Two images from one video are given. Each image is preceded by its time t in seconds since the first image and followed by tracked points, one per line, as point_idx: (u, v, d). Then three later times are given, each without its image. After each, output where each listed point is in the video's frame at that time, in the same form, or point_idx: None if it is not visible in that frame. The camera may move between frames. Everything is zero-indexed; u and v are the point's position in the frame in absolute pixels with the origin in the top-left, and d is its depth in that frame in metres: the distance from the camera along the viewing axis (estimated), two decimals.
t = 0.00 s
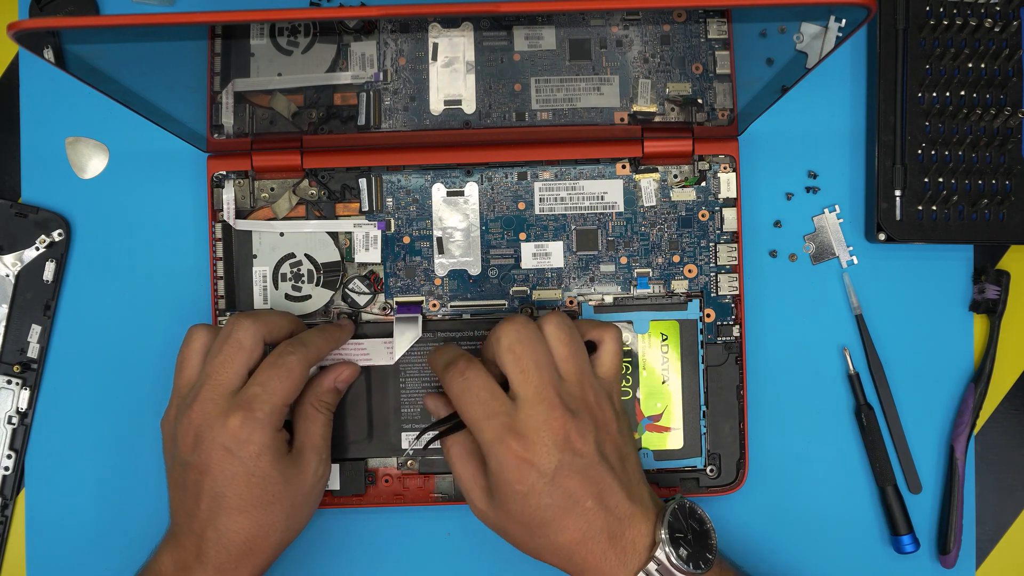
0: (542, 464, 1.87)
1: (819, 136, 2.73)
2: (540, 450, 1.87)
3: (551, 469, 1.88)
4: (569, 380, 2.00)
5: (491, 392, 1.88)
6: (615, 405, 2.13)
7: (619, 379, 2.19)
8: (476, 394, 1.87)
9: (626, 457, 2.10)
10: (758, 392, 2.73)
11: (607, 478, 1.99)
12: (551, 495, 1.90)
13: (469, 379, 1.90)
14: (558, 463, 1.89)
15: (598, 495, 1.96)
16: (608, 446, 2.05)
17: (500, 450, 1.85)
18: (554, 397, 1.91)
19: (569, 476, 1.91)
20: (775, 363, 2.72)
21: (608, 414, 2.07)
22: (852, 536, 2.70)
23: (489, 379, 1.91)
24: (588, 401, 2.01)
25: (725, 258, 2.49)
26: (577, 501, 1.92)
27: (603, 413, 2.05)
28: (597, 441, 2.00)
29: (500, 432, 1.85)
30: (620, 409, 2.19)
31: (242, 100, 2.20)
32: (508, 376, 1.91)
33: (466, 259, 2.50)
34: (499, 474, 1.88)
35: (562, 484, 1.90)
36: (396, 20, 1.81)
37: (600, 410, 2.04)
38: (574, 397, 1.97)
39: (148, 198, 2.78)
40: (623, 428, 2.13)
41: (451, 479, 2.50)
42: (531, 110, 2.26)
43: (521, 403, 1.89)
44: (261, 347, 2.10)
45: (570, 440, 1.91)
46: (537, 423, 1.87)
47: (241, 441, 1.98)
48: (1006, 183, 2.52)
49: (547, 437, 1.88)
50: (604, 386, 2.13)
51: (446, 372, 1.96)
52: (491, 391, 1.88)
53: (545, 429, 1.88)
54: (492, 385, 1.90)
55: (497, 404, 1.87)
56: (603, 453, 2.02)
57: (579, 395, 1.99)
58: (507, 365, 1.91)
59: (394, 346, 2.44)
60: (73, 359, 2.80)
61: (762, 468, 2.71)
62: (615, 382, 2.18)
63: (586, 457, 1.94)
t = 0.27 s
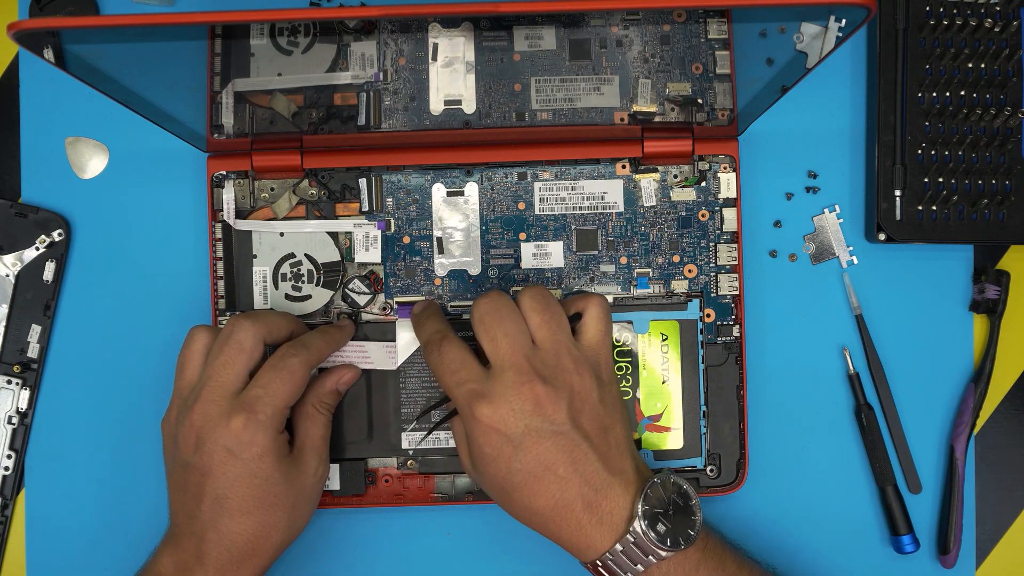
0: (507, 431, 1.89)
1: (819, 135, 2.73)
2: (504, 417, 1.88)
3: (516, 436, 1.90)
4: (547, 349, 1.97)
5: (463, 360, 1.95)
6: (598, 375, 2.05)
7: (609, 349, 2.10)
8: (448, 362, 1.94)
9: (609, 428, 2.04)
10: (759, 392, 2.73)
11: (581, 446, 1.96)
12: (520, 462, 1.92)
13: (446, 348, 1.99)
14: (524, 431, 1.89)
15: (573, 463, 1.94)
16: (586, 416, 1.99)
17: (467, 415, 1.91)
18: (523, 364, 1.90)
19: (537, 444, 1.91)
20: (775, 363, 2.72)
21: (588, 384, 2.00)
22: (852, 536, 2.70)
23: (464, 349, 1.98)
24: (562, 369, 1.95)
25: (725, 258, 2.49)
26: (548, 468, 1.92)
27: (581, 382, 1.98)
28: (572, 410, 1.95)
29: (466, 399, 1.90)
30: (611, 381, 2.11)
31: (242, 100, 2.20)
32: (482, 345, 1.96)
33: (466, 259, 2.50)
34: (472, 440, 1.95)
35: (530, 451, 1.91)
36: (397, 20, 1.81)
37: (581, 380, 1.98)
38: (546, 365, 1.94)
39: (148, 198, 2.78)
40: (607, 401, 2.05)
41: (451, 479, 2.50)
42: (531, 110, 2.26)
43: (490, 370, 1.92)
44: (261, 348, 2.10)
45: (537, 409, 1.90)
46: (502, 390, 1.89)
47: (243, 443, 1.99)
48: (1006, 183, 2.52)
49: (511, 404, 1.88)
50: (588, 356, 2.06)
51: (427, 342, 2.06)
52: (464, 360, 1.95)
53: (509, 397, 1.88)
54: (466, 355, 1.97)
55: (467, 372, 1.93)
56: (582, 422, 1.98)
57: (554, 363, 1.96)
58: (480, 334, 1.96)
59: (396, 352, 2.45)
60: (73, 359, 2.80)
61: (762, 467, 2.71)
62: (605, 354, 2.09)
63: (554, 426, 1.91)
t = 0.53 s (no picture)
0: (496, 443, 1.90)
1: (819, 135, 2.73)
2: (492, 430, 1.89)
3: (505, 447, 1.91)
4: (534, 359, 1.96)
5: (457, 372, 1.97)
6: (590, 383, 2.03)
7: (601, 355, 2.08)
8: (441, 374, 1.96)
9: (601, 436, 2.03)
10: (758, 392, 2.73)
11: (572, 454, 1.97)
12: (510, 471, 1.94)
13: (442, 360, 2.01)
14: (512, 443, 1.90)
15: (563, 470, 1.96)
16: (576, 425, 1.98)
17: (459, 427, 1.93)
18: (509, 377, 1.90)
19: (527, 454, 1.92)
20: (775, 363, 2.72)
21: (578, 393, 1.98)
22: (851, 536, 2.70)
23: (459, 360, 1.99)
24: (551, 380, 1.95)
25: (725, 258, 2.49)
26: (538, 476, 1.94)
27: (570, 392, 1.97)
28: (561, 420, 1.95)
29: (457, 411, 1.92)
30: (606, 387, 2.09)
31: (242, 100, 2.20)
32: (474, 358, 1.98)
33: (467, 259, 2.50)
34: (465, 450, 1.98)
35: (519, 462, 1.93)
36: (396, 20, 1.81)
37: (568, 391, 1.96)
38: (534, 377, 1.94)
39: (148, 198, 2.78)
40: (599, 407, 2.04)
41: (451, 479, 2.50)
42: (531, 110, 2.26)
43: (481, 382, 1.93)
44: (263, 349, 2.10)
45: (525, 421, 1.90)
46: (490, 403, 1.89)
47: (245, 444, 1.99)
48: (1006, 183, 2.52)
49: (499, 417, 1.88)
50: (579, 363, 2.04)
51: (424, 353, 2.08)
52: (457, 371, 1.97)
53: (496, 409, 1.88)
54: (460, 366, 1.98)
55: (460, 383, 1.95)
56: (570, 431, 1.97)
57: (541, 374, 1.95)
58: (470, 347, 1.97)
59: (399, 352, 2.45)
60: (73, 359, 2.80)
61: (762, 467, 2.71)
62: (597, 360, 2.07)
63: (542, 437, 1.92)
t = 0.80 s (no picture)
0: (492, 443, 1.89)
1: (819, 135, 2.73)
2: (489, 430, 1.88)
3: (501, 448, 1.90)
4: (531, 360, 1.96)
5: (455, 370, 1.95)
6: (586, 383, 2.04)
7: (597, 356, 2.09)
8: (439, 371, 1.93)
9: (596, 436, 2.04)
10: (758, 392, 2.73)
11: (568, 456, 1.97)
12: (505, 471, 1.93)
13: (441, 356, 1.99)
14: (508, 443, 1.89)
15: (559, 472, 1.96)
16: (572, 426, 1.99)
17: (455, 425, 1.91)
18: (507, 377, 1.89)
19: (522, 455, 1.92)
20: (775, 363, 2.72)
21: (574, 394, 1.99)
22: (851, 536, 2.70)
23: (458, 357, 1.97)
24: (548, 381, 1.95)
25: (725, 258, 2.49)
26: (534, 477, 1.94)
27: (567, 393, 1.97)
28: (557, 421, 1.95)
29: (454, 409, 1.91)
30: (602, 387, 2.09)
31: (242, 100, 2.20)
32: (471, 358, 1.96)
33: (467, 259, 2.50)
34: (460, 449, 1.97)
35: (516, 463, 1.92)
36: (396, 20, 1.81)
37: (565, 392, 1.97)
38: (531, 377, 1.93)
39: (148, 198, 2.78)
40: (594, 408, 2.04)
41: (451, 479, 2.50)
42: (531, 110, 2.26)
43: (479, 381, 1.92)
44: (264, 350, 2.09)
45: (522, 421, 1.89)
46: (488, 403, 1.88)
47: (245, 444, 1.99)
48: (1006, 183, 2.51)
49: (496, 417, 1.88)
50: (576, 364, 2.04)
51: (423, 349, 2.06)
52: (456, 369, 1.95)
53: (494, 409, 1.87)
54: (459, 364, 1.96)
55: (458, 381, 1.93)
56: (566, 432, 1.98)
57: (538, 374, 1.95)
58: (467, 348, 1.96)
59: (399, 352, 2.45)
60: (73, 359, 2.80)
61: (762, 467, 2.71)
62: (593, 361, 2.08)
63: (539, 438, 1.91)
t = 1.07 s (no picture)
0: (489, 456, 1.91)
1: (819, 136, 2.73)
2: (485, 444, 1.89)
3: (499, 460, 1.91)
4: (520, 369, 1.95)
5: (445, 383, 1.94)
6: (578, 385, 2.03)
7: (588, 353, 2.07)
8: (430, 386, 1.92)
9: (592, 436, 2.04)
10: (759, 393, 2.73)
11: (565, 460, 1.98)
12: (504, 479, 1.96)
13: (429, 370, 1.97)
14: (505, 456, 1.91)
15: (556, 475, 1.97)
16: (568, 430, 1.99)
17: (451, 440, 1.93)
18: (497, 391, 1.88)
19: (520, 464, 1.93)
20: (775, 363, 2.72)
21: (568, 399, 1.98)
22: (851, 536, 2.70)
23: (447, 370, 1.96)
24: (539, 390, 1.94)
25: (725, 258, 2.49)
26: (531, 482, 1.96)
27: (559, 399, 1.96)
28: (553, 429, 1.95)
29: (449, 424, 1.92)
30: (595, 387, 2.08)
31: (242, 100, 2.20)
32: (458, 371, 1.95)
33: (466, 259, 2.50)
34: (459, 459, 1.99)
35: (513, 472, 1.94)
36: (396, 20, 1.81)
37: (558, 398, 1.96)
38: (521, 388, 1.92)
39: (148, 198, 2.78)
40: (590, 408, 2.04)
41: (452, 479, 2.50)
42: (531, 110, 2.26)
43: (470, 395, 1.91)
44: (262, 349, 2.10)
45: (517, 435, 1.90)
46: (480, 417, 1.88)
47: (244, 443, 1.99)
48: (1006, 183, 2.52)
49: (490, 431, 1.88)
50: (567, 366, 2.03)
51: (412, 362, 2.05)
52: (446, 382, 1.94)
53: (487, 424, 1.87)
54: (449, 377, 1.95)
55: (450, 395, 1.92)
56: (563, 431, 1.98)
57: (529, 383, 1.93)
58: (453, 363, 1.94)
59: (395, 350, 2.46)
60: (73, 359, 2.80)
61: (762, 467, 2.71)
62: (584, 360, 2.05)
63: (535, 448, 1.92)
